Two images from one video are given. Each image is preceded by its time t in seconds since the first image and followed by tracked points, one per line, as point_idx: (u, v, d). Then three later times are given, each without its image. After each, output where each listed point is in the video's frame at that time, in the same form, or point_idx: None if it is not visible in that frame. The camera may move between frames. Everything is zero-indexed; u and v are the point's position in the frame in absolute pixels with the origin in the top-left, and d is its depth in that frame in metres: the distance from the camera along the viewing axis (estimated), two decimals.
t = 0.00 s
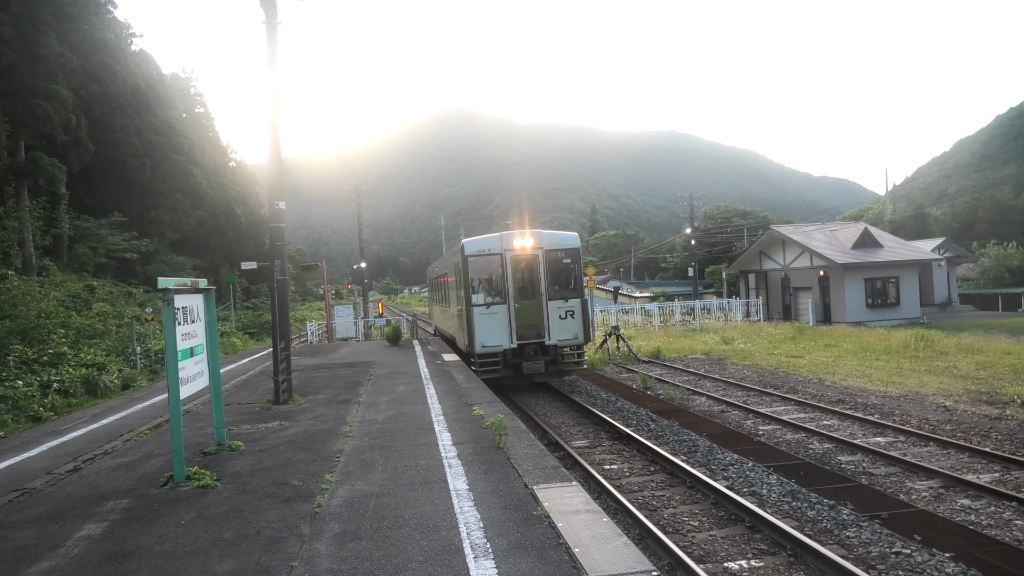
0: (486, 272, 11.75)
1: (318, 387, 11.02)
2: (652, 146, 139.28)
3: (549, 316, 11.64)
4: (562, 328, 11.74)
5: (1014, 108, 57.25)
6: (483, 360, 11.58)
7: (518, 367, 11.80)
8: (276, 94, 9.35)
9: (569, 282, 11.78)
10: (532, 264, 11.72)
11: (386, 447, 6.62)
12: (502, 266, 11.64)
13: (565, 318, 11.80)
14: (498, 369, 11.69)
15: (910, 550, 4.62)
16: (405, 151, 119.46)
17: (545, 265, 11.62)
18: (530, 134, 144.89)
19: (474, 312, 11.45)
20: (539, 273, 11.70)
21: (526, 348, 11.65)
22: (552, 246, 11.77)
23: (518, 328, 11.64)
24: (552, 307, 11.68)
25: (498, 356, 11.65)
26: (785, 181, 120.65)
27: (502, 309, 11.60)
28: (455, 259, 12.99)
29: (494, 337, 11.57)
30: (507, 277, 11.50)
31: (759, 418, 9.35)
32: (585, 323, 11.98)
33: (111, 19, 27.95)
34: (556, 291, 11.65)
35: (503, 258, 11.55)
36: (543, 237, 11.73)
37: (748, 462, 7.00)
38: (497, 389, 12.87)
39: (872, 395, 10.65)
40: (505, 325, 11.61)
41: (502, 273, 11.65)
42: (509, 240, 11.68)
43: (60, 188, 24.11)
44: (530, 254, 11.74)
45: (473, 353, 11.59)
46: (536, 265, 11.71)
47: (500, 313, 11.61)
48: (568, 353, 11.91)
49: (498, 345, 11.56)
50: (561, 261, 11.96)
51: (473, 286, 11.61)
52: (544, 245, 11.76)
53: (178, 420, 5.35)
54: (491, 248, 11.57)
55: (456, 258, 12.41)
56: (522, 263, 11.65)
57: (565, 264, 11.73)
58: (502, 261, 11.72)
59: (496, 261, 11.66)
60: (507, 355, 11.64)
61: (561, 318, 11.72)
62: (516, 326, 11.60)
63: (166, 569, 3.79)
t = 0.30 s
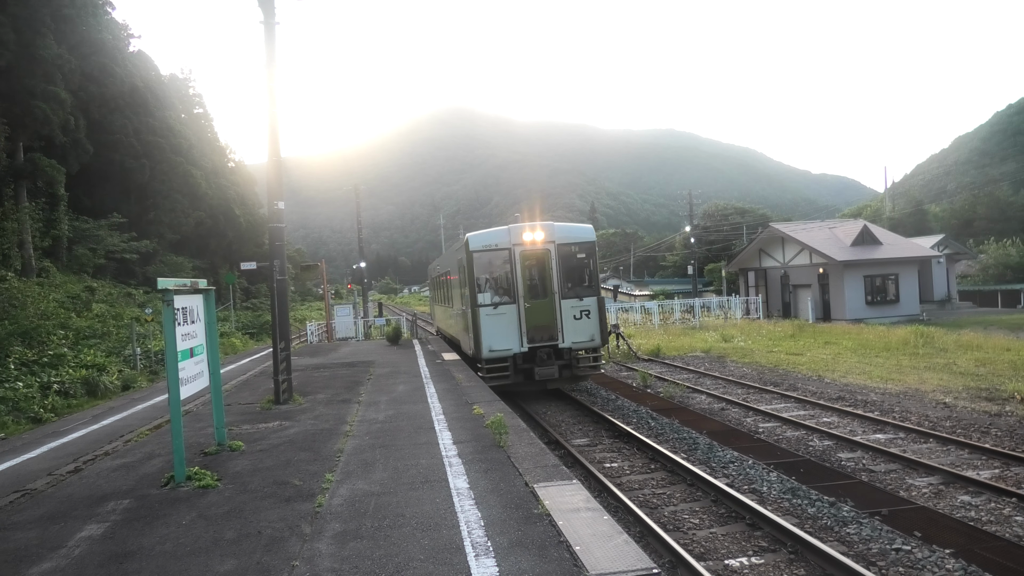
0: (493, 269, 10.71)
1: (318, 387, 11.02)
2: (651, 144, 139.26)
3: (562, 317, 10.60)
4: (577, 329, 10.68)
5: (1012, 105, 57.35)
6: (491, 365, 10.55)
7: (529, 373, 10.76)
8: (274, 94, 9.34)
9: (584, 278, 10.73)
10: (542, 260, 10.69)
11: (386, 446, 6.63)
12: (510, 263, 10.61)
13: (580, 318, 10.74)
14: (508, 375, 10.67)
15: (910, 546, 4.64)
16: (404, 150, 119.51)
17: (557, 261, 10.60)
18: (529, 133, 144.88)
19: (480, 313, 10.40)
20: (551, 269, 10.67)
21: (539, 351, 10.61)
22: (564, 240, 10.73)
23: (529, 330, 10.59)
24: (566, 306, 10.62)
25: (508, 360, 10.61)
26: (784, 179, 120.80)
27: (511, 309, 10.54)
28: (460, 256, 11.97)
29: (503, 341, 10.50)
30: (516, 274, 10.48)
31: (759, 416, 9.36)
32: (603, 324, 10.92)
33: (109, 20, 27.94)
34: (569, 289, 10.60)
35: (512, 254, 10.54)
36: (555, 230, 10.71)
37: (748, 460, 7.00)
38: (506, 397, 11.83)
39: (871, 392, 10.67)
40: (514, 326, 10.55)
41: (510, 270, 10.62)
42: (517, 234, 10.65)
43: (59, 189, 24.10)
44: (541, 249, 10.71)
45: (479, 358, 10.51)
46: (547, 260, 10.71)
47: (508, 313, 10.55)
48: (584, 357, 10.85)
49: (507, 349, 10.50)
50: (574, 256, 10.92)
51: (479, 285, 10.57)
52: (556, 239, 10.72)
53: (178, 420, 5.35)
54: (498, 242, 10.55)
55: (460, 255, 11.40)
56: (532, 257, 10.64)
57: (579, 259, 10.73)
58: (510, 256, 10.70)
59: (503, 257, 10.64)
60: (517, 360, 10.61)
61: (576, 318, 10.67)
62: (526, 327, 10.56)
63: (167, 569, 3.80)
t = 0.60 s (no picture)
0: (501, 266, 9.78)
1: (318, 387, 11.02)
2: (651, 142, 139.18)
3: (579, 317, 9.65)
4: (595, 331, 9.73)
5: (1012, 102, 57.32)
6: (501, 372, 9.54)
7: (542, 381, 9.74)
8: (273, 93, 9.34)
9: (601, 276, 9.79)
10: (556, 256, 9.75)
11: (386, 446, 6.63)
12: (521, 259, 9.68)
13: (598, 319, 9.78)
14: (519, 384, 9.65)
15: (911, 544, 4.64)
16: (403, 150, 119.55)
17: (572, 256, 9.67)
18: (529, 132, 144.84)
19: (488, 315, 9.48)
20: (565, 266, 9.74)
21: (552, 356, 9.57)
22: (579, 233, 9.79)
23: (542, 333, 9.65)
24: (582, 307, 9.67)
25: (519, 366, 9.59)
26: (783, 177, 120.78)
27: (522, 310, 9.61)
28: (467, 254, 11.08)
29: (514, 344, 9.54)
30: (526, 271, 9.58)
31: (760, 414, 9.36)
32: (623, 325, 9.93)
33: (107, 20, 27.88)
34: (586, 287, 9.66)
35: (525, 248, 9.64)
36: (570, 222, 9.78)
37: (749, 458, 7.01)
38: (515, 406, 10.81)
39: (871, 390, 10.67)
40: (525, 329, 9.61)
41: (520, 267, 9.70)
42: (528, 227, 9.72)
43: (58, 190, 24.11)
44: (554, 243, 9.78)
45: (488, 364, 9.56)
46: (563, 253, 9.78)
47: (519, 314, 9.61)
48: (603, 361, 9.79)
49: (518, 354, 9.54)
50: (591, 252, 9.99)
51: (487, 283, 9.66)
52: (571, 232, 9.78)
53: (179, 421, 5.35)
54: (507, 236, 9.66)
55: (467, 251, 10.47)
56: (544, 253, 9.72)
57: (596, 254, 9.80)
58: (520, 252, 9.78)
59: (514, 253, 9.72)
60: (528, 366, 9.58)
61: (593, 319, 9.72)
62: (539, 330, 9.62)
63: (168, 569, 3.80)
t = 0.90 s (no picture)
0: (511, 263, 8.66)
1: (317, 387, 11.01)
2: (650, 141, 139.05)
3: (599, 320, 8.57)
4: (615, 335, 8.67)
5: (1011, 101, 57.37)
6: (512, 383, 8.51)
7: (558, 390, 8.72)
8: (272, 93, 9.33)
9: (621, 274, 8.71)
10: (572, 252, 8.63)
11: (386, 446, 6.63)
12: (534, 255, 8.59)
13: (619, 321, 8.67)
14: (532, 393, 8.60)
15: (910, 542, 4.65)
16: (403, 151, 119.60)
17: (590, 252, 8.56)
18: (528, 131, 144.85)
19: (497, 317, 8.44)
20: (583, 262, 8.62)
21: (568, 363, 8.54)
22: (599, 227, 8.67)
23: (557, 338, 8.57)
24: (602, 308, 8.59)
25: (532, 375, 8.56)
26: (782, 176, 120.88)
27: (535, 312, 8.54)
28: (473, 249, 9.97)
29: (526, 350, 8.47)
30: (539, 268, 8.48)
31: (758, 413, 9.36)
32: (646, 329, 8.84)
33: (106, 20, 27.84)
34: (606, 285, 8.59)
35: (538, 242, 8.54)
36: (589, 213, 8.60)
37: (748, 457, 7.01)
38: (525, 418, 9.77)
39: (871, 389, 10.66)
40: (539, 333, 8.53)
41: (531, 264, 8.61)
42: (542, 219, 8.59)
43: (57, 191, 24.11)
44: (570, 238, 8.66)
45: (497, 373, 8.51)
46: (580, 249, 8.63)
47: (532, 316, 8.54)
48: (625, 368, 8.75)
49: (531, 361, 8.47)
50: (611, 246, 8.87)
51: (496, 282, 8.58)
52: (589, 225, 8.65)
53: (178, 421, 5.35)
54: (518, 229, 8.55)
55: (473, 246, 9.38)
56: (558, 248, 8.60)
57: (616, 250, 8.69)
58: (532, 246, 8.66)
59: (525, 249, 8.61)
60: (542, 374, 8.53)
61: (614, 322, 8.67)
62: (554, 334, 8.53)
63: (168, 570, 3.80)
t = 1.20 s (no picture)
0: (524, 259, 7.74)
1: (316, 387, 11.01)
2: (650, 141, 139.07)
3: (623, 323, 7.64)
4: (641, 341, 7.73)
5: (1010, 101, 57.41)
6: (525, 393, 7.61)
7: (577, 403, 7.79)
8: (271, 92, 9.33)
9: (647, 272, 7.80)
10: (593, 246, 7.72)
11: (384, 445, 6.63)
12: (550, 250, 7.68)
13: (646, 326, 7.75)
14: (547, 406, 7.67)
15: (907, 542, 4.65)
16: (402, 151, 119.61)
17: (613, 247, 7.67)
18: (528, 131, 144.80)
19: (509, 319, 7.52)
20: (605, 258, 7.71)
21: (588, 372, 7.59)
22: (623, 219, 7.77)
23: (576, 343, 7.63)
24: (627, 310, 7.67)
25: (547, 384, 7.65)
26: (782, 176, 120.93)
27: (551, 314, 7.61)
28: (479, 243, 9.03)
29: (543, 357, 7.54)
30: (557, 265, 7.60)
31: (757, 413, 9.37)
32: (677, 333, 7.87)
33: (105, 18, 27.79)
34: (631, 285, 7.70)
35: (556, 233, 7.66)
36: (613, 203, 7.71)
37: (746, 457, 7.02)
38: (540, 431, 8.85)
39: (869, 389, 10.68)
40: (555, 337, 7.60)
41: (548, 260, 7.69)
42: (560, 209, 7.68)
43: (56, 189, 24.08)
44: (590, 231, 7.75)
45: (509, 383, 7.59)
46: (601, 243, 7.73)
47: (549, 319, 7.62)
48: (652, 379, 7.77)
49: (547, 370, 7.53)
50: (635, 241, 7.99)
51: (508, 280, 7.67)
52: (613, 217, 7.74)
53: (176, 419, 5.34)
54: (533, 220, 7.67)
55: (482, 240, 8.48)
56: (577, 242, 7.71)
57: (642, 246, 7.81)
58: (549, 240, 7.73)
59: (541, 243, 7.70)
60: (559, 384, 7.63)
61: (640, 326, 7.72)
62: (574, 338, 7.61)
63: (166, 568, 3.80)
